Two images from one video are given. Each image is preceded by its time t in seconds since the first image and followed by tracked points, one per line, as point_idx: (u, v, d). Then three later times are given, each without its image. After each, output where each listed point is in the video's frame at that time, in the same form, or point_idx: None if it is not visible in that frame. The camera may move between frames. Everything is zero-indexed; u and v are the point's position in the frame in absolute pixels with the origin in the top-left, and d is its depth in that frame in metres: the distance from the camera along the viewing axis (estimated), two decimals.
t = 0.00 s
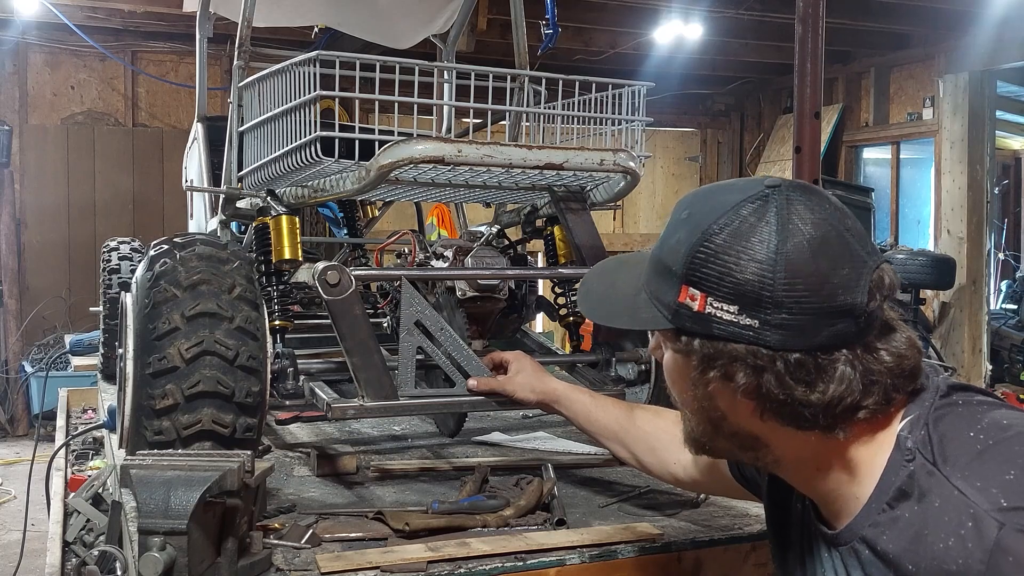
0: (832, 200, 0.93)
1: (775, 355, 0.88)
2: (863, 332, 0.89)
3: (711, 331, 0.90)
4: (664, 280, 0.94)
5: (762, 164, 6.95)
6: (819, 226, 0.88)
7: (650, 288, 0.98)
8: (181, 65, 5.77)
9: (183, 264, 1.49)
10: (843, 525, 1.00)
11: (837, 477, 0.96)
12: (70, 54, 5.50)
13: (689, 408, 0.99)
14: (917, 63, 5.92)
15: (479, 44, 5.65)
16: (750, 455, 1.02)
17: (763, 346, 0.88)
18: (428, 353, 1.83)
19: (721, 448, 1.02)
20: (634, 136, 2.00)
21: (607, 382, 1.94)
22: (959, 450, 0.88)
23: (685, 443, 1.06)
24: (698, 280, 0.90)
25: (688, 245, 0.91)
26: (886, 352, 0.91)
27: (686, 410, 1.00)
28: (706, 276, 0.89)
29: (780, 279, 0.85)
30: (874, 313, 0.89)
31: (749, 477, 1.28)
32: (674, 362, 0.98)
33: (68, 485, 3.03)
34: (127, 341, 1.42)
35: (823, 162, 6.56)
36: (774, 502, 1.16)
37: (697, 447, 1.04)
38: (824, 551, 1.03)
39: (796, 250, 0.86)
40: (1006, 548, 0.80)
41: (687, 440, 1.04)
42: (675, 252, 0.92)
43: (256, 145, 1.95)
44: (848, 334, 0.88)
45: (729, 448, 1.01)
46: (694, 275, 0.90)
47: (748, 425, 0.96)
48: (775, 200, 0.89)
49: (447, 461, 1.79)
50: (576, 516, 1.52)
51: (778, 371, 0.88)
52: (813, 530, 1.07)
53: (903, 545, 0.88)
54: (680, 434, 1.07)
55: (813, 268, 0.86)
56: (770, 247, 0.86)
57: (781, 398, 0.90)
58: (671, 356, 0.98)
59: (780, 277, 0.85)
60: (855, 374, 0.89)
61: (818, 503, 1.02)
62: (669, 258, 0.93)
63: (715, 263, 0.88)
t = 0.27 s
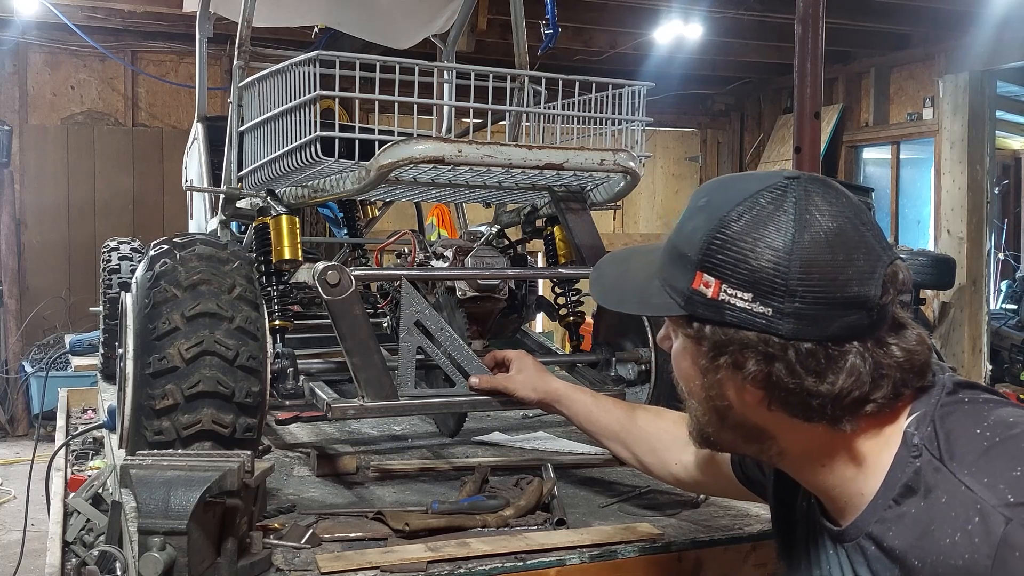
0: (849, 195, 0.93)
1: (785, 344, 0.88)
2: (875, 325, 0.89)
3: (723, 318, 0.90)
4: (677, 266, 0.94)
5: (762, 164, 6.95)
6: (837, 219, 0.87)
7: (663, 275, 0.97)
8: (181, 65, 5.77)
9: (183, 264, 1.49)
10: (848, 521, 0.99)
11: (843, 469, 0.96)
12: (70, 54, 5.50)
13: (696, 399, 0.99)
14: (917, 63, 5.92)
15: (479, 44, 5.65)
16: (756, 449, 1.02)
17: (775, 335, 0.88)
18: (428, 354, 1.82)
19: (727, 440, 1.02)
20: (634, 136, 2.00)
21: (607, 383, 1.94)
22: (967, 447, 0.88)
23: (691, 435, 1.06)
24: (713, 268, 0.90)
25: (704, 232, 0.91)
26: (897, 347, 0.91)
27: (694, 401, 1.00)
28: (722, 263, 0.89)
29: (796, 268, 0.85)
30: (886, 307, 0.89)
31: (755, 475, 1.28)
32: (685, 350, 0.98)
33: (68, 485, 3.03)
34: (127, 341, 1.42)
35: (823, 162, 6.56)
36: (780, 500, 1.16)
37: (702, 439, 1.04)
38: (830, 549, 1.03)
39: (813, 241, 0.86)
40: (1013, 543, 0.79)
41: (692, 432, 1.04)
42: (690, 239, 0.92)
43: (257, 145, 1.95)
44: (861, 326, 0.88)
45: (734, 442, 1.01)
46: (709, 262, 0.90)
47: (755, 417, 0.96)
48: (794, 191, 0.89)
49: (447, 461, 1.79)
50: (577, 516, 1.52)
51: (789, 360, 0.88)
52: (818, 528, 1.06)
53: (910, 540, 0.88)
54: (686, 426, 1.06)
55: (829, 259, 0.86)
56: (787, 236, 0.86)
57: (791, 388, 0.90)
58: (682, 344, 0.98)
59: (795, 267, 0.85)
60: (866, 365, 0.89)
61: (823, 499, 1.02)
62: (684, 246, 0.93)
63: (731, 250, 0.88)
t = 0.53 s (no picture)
0: (854, 195, 0.93)
1: (791, 344, 0.88)
2: (880, 325, 0.89)
3: (729, 318, 0.90)
4: (683, 266, 0.94)
5: (762, 164, 6.95)
6: (843, 219, 0.87)
7: (669, 275, 0.97)
8: (181, 65, 5.77)
9: (183, 264, 1.49)
10: (855, 520, 0.99)
11: (850, 469, 0.96)
12: (70, 54, 5.50)
13: (702, 398, 0.99)
14: (917, 63, 5.92)
15: (479, 44, 5.65)
16: (761, 448, 1.02)
17: (782, 335, 0.88)
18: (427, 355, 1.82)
19: (733, 439, 1.02)
20: (634, 136, 2.00)
21: (608, 382, 1.94)
22: (974, 445, 0.88)
23: (696, 434, 1.06)
24: (719, 268, 0.90)
25: (710, 232, 0.91)
26: (902, 346, 0.92)
27: (699, 401, 1.00)
28: (728, 262, 0.89)
29: (802, 268, 0.85)
30: (891, 307, 0.89)
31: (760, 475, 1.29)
32: (690, 350, 0.98)
33: (69, 485, 3.03)
34: (127, 341, 1.42)
35: (823, 162, 6.56)
36: (786, 498, 1.16)
37: (708, 439, 1.04)
38: (834, 547, 1.03)
39: (819, 240, 0.86)
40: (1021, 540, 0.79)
41: (698, 432, 1.04)
42: (696, 239, 0.92)
43: (256, 145, 1.95)
44: (866, 326, 0.88)
45: (740, 441, 1.01)
46: (715, 262, 0.90)
47: (761, 416, 0.96)
48: (799, 191, 0.89)
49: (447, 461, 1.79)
50: (577, 516, 1.52)
51: (795, 360, 0.88)
52: (824, 528, 1.06)
53: (918, 538, 0.88)
54: (691, 426, 1.07)
55: (835, 259, 0.86)
56: (793, 236, 0.86)
57: (797, 387, 0.90)
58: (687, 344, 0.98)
59: (802, 267, 0.85)
60: (872, 365, 0.89)
61: (830, 499, 1.02)
62: (689, 245, 0.93)
63: (737, 250, 0.88)
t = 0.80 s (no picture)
0: (856, 197, 0.93)
1: (794, 346, 0.88)
2: (882, 327, 0.89)
3: (731, 321, 0.90)
4: (684, 268, 0.94)
5: (762, 165, 6.96)
6: (845, 221, 0.87)
7: (670, 277, 0.97)
8: (180, 66, 5.77)
9: (183, 264, 1.49)
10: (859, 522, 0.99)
11: (853, 471, 0.96)
12: (70, 54, 5.50)
13: (704, 400, 0.99)
14: (917, 63, 5.92)
15: (479, 44, 5.65)
16: (763, 450, 1.02)
17: (784, 337, 0.88)
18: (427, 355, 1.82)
19: (735, 441, 1.02)
20: (634, 136, 2.00)
21: (607, 383, 1.94)
22: (977, 447, 0.89)
23: (697, 436, 1.06)
24: (721, 270, 0.90)
25: (711, 234, 0.91)
26: (904, 349, 0.92)
27: (701, 402, 1.00)
28: (729, 264, 0.89)
29: (804, 270, 0.85)
30: (893, 308, 0.89)
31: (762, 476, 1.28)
32: (692, 351, 0.98)
33: (69, 485, 3.03)
34: (127, 341, 1.42)
35: (823, 162, 6.56)
36: (789, 498, 1.16)
37: (710, 440, 1.03)
38: (839, 550, 1.03)
39: (821, 243, 0.86)
40: None
41: (700, 433, 1.04)
42: (698, 241, 0.92)
43: (257, 145, 1.95)
44: (868, 328, 0.88)
45: (743, 442, 1.01)
46: (716, 264, 0.90)
47: (764, 418, 0.96)
48: (801, 193, 0.89)
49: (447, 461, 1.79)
50: (576, 516, 1.52)
51: (797, 362, 0.88)
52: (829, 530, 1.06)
53: (924, 542, 0.88)
54: (693, 428, 1.06)
55: (837, 261, 0.86)
56: (795, 238, 0.86)
57: (799, 390, 0.90)
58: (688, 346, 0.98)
59: (804, 269, 0.85)
60: (874, 367, 0.89)
61: (833, 500, 1.01)
62: (691, 247, 0.93)
63: (739, 253, 0.88)
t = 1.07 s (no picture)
0: (854, 199, 0.93)
1: (792, 349, 0.88)
2: (880, 330, 0.89)
3: (728, 324, 0.90)
4: (682, 271, 0.94)
5: (761, 165, 6.96)
6: (843, 224, 0.88)
7: (668, 280, 0.97)
8: (180, 65, 5.77)
9: (182, 264, 1.49)
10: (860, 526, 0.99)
11: (852, 476, 0.96)
12: (70, 54, 5.50)
13: (702, 403, 0.99)
14: (917, 63, 5.92)
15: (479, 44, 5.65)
16: (762, 452, 1.02)
17: (782, 340, 0.88)
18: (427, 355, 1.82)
19: (734, 443, 1.02)
20: (634, 136, 2.00)
21: (607, 383, 1.94)
22: (978, 450, 0.89)
23: (695, 438, 1.05)
24: (719, 273, 0.90)
25: (710, 237, 0.90)
26: (903, 352, 0.92)
27: (700, 405, 1.00)
28: (727, 267, 0.89)
29: (802, 273, 0.85)
30: (892, 311, 0.89)
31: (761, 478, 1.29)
32: (689, 354, 0.98)
33: (69, 485, 3.03)
34: (127, 341, 1.42)
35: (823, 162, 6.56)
36: (788, 501, 1.17)
37: (709, 443, 1.03)
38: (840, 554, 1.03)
39: (819, 246, 0.86)
40: None
41: (698, 435, 1.04)
42: (696, 244, 0.92)
43: (257, 145, 1.95)
44: (866, 331, 0.88)
45: (742, 444, 1.01)
46: (715, 267, 0.90)
47: (763, 421, 0.96)
48: (799, 196, 0.89)
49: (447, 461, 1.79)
50: (576, 516, 1.52)
51: (796, 366, 0.88)
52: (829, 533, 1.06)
53: (927, 546, 0.88)
54: (691, 430, 1.06)
55: (835, 264, 0.86)
56: (793, 241, 0.86)
57: (798, 393, 0.90)
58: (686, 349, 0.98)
59: (802, 272, 0.85)
60: (872, 371, 0.89)
61: (833, 504, 1.01)
62: (689, 250, 0.93)
63: (736, 256, 0.88)
